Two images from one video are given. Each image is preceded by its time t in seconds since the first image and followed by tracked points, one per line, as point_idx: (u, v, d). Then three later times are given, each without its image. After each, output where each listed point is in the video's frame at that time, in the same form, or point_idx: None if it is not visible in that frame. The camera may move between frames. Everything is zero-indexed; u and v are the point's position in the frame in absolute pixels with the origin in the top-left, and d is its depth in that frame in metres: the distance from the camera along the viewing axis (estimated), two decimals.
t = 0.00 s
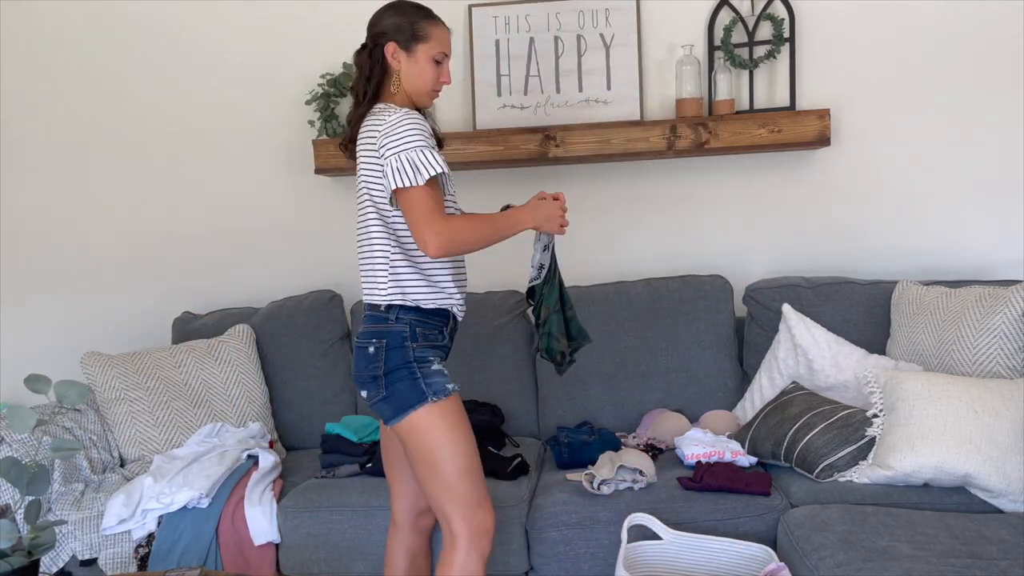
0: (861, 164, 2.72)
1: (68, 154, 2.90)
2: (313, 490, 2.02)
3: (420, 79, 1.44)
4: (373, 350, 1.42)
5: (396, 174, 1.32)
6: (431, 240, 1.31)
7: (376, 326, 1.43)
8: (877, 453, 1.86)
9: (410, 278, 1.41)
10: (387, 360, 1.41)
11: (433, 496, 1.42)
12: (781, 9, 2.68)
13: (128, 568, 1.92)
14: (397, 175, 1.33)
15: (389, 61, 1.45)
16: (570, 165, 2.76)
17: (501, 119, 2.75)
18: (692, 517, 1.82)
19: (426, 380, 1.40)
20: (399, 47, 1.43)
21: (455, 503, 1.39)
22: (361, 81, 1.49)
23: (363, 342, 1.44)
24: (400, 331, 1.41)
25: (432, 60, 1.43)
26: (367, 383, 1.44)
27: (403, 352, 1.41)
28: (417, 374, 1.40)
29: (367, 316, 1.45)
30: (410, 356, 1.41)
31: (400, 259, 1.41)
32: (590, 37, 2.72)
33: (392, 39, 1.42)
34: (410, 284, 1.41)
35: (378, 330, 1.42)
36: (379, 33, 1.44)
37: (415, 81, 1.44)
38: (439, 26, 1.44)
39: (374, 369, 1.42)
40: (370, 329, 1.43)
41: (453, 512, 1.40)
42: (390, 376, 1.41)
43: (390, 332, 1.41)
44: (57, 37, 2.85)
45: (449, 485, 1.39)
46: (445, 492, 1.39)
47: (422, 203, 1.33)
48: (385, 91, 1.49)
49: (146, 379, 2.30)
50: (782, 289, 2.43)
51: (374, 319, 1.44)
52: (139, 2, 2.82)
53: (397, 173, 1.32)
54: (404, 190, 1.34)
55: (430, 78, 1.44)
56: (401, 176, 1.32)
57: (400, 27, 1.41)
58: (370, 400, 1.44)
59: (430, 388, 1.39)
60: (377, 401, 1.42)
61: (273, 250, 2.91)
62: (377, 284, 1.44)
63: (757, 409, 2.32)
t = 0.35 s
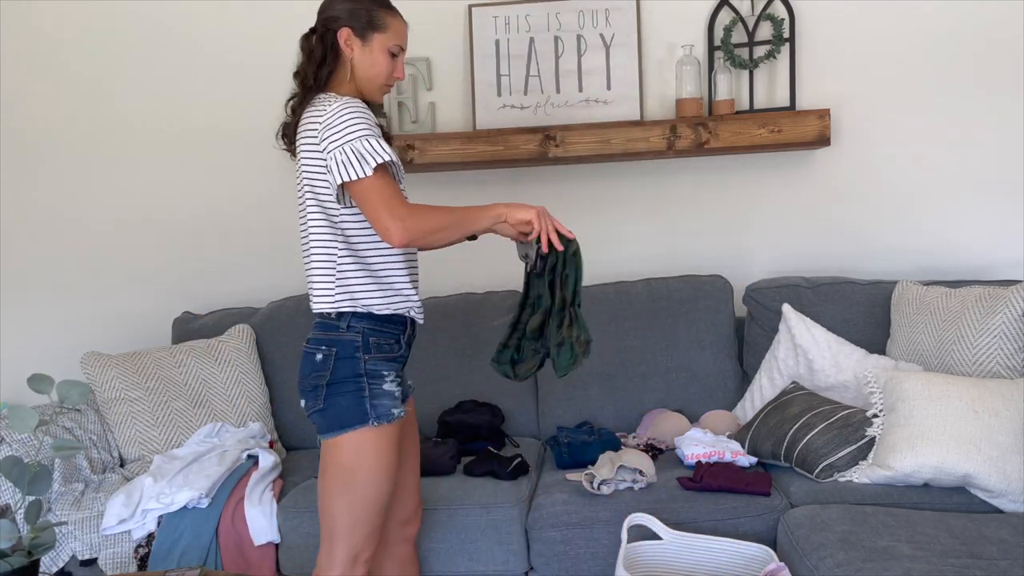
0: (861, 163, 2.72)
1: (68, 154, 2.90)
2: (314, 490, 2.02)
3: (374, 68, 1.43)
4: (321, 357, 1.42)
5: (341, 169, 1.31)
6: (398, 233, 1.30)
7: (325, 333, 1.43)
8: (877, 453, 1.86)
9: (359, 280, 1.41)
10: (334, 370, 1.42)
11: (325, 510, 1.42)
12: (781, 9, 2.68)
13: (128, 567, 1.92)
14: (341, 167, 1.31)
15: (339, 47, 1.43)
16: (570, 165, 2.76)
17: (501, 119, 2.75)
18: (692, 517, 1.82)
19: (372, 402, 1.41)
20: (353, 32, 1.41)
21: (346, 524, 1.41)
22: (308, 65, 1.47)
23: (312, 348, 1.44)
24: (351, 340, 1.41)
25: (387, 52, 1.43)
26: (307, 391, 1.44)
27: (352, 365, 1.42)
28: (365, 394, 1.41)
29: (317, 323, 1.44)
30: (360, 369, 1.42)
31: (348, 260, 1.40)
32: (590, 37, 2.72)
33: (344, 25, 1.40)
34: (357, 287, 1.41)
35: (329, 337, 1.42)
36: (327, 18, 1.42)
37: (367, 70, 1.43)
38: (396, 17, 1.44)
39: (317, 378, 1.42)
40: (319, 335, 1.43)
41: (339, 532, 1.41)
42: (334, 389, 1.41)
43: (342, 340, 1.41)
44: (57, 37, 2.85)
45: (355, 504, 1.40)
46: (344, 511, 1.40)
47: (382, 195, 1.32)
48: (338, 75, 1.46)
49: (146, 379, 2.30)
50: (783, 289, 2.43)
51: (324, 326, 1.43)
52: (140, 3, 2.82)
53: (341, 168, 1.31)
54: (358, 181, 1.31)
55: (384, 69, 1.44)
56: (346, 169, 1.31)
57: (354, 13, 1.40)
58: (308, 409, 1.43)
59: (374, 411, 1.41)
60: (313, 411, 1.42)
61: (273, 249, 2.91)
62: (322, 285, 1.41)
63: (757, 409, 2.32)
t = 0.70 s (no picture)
0: (861, 163, 2.72)
1: (68, 154, 2.90)
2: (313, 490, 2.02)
3: (376, 86, 1.45)
4: (292, 372, 1.40)
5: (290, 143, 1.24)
6: (279, 216, 1.19)
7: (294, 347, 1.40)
8: (877, 453, 1.86)
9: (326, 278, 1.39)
10: (308, 385, 1.40)
11: (311, 522, 1.42)
12: (781, 9, 2.68)
13: (128, 567, 1.92)
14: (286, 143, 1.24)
15: (350, 53, 1.41)
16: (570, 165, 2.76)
17: (501, 119, 2.75)
18: (692, 517, 1.82)
19: (353, 413, 1.41)
20: (370, 43, 1.41)
21: (336, 536, 1.42)
22: (303, 57, 1.41)
23: (280, 363, 1.41)
24: (325, 350, 1.40)
25: (393, 74, 1.46)
26: (280, 409, 1.41)
27: (328, 376, 1.40)
28: (345, 405, 1.40)
29: (281, 335, 1.41)
30: (338, 379, 1.41)
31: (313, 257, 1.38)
32: (590, 37, 2.72)
33: (364, 36, 1.40)
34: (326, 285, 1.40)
35: (299, 350, 1.40)
36: (342, 23, 1.41)
37: (370, 85, 1.44)
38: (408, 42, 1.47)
39: (290, 395, 1.40)
40: (287, 350, 1.40)
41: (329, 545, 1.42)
42: (312, 405, 1.39)
43: (314, 352, 1.39)
44: (57, 37, 2.85)
45: (343, 516, 1.41)
46: (332, 522, 1.41)
47: (296, 178, 1.22)
48: (338, 76, 1.42)
49: (147, 379, 2.30)
50: (783, 289, 2.43)
51: (291, 339, 1.40)
52: (140, 2, 2.82)
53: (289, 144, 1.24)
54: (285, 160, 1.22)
55: (386, 89, 1.47)
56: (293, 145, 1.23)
57: (374, 28, 1.41)
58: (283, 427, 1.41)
59: (357, 421, 1.41)
60: (289, 431, 1.40)
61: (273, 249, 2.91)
62: (290, 287, 1.37)
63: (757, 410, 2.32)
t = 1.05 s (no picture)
0: (861, 163, 2.72)
1: (68, 155, 2.90)
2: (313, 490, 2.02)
3: (386, 90, 1.57)
4: (310, 362, 1.45)
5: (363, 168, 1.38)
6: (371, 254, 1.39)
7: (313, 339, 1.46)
8: (877, 453, 1.86)
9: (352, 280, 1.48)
10: (326, 374, 1.46)
11: (323, 513, 1.47)
12: (781, 9, 2.68)
13: (128, 567, 1.92)
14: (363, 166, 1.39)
15: (365, 62, 1.51)
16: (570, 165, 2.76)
17: (501, 119, 2.75)
18: (692, 517, 1.82)
19: (367, 399, 1.47)
20: (381, 52, 1.52)
21: (348, 526, 1.47)
22: (318, 67, 1.48)
23: (297, 354, 1.46)
24: (343, 341, 1.46)
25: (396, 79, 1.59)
26: (296, 398, 1.45)
27: (345, 366, 1.47)
28: (360, 392, 1.46)
29: (298, 326, 1.46)
30: (354, 369, 1.47)
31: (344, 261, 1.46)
32: (590, 37, 2.72)
33: (376, 44, 1.51)
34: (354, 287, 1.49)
35: (318, 340, 1.45)
36: (349, 32, 1.49)
37: (381, 90, 1.56)
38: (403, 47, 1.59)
39: (308, 384, 1.45)
40: (306, 340, 1.46)
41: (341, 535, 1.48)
42: (330, 394, 1.45)
43: (332, 343, 1.46)
44: (57, 37, 2.85)
45: (356, 506, 1.47)
46: (344, 511, 1.47)
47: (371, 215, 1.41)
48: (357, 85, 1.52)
49: (147, 379, 2.30)
50: (783, 289, 2.43)
51: (310, 330, 1.46)
52: (140, 3, 2.82)
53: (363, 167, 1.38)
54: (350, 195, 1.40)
55: (393, 93, 1.59)
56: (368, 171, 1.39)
57: (383, 37, 1.51)
58: (299, 416, 1.45)
59: (371, 408, 1.47)
60: (307, 418, 1.45)
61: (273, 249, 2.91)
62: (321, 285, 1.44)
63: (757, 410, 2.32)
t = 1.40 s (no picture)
0: (861, 163, 2.72)
1: (68, 155, 2.89)
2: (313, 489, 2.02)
3: (454, 150, 1.68)
4: (290, 347, 1.49)
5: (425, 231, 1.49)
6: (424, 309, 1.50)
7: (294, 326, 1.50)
8: (877, 453, 1.86)
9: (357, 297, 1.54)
10: (304, 361, 1.49)
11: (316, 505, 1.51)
12: (781, 9, 2.68)
13: (128, 567, 1.92)
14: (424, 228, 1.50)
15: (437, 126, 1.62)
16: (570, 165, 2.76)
17: (501, 119, 2.75)
18: (692, 517, 1.82)
19: (342, 390, 1.50)
20: (450, 116, 1.63)
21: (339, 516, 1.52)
22: (397, 129, 1.61)
23: (279, 339, 1.50)
24: (323, 332, 1.50)
25: (463, 139, 1.69)
26: (274, 381, 1.48)
27: (323, 355, 1.50)
28: (335, 382, 1.50)
29: (286, 312, 1.50)
30: (330, 360, 1.51)
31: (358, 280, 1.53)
32: (590, 37, 2.72)
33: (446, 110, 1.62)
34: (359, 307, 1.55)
35: (299, 328, 1.49)
36: (425, 98, 1.60)
37: (449, 150, 1.67)
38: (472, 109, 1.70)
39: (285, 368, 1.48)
40: (288, 326, 1.49)
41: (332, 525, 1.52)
42: (306, 380, 1.48)
43: (313, 332, 1.50)
44: (56, 37, 2.84)
45: (347, 499, 1.51)
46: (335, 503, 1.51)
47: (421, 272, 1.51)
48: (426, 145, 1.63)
49: (147, 379, 2.30)
50: (782, 289, 2.43)
51: (294, 318, 1.50)
52: (139, 2, 2.82)
53: (426, 230, 1.49)
54: (414, 250, 1.50)
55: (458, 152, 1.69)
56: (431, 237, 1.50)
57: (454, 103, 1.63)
58: (275, 399, 1.48)
59: (345, 398, 1.50)
60: (283, 402, 1.47)
61: (273, 249, 2.91)
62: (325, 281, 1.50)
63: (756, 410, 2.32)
